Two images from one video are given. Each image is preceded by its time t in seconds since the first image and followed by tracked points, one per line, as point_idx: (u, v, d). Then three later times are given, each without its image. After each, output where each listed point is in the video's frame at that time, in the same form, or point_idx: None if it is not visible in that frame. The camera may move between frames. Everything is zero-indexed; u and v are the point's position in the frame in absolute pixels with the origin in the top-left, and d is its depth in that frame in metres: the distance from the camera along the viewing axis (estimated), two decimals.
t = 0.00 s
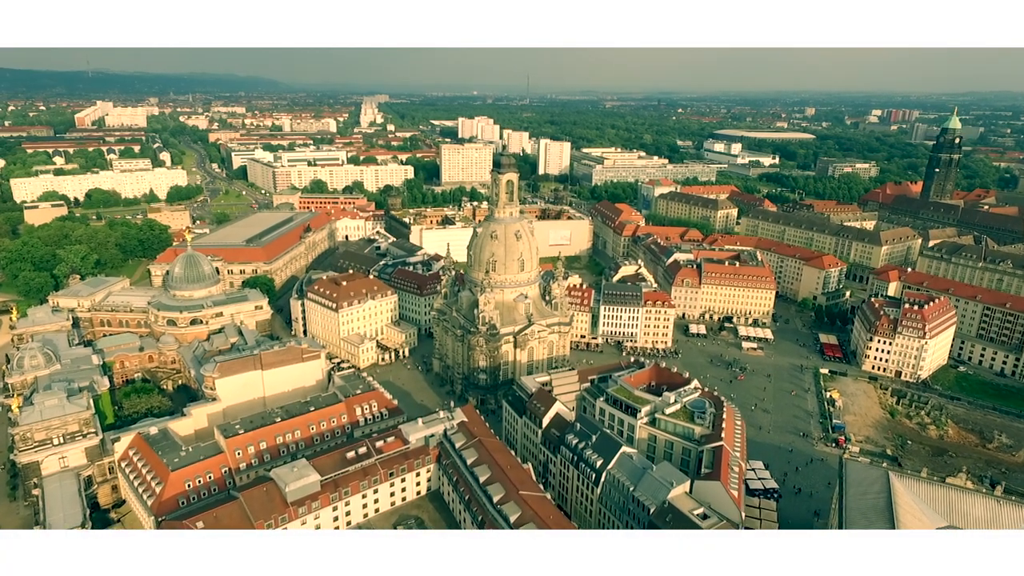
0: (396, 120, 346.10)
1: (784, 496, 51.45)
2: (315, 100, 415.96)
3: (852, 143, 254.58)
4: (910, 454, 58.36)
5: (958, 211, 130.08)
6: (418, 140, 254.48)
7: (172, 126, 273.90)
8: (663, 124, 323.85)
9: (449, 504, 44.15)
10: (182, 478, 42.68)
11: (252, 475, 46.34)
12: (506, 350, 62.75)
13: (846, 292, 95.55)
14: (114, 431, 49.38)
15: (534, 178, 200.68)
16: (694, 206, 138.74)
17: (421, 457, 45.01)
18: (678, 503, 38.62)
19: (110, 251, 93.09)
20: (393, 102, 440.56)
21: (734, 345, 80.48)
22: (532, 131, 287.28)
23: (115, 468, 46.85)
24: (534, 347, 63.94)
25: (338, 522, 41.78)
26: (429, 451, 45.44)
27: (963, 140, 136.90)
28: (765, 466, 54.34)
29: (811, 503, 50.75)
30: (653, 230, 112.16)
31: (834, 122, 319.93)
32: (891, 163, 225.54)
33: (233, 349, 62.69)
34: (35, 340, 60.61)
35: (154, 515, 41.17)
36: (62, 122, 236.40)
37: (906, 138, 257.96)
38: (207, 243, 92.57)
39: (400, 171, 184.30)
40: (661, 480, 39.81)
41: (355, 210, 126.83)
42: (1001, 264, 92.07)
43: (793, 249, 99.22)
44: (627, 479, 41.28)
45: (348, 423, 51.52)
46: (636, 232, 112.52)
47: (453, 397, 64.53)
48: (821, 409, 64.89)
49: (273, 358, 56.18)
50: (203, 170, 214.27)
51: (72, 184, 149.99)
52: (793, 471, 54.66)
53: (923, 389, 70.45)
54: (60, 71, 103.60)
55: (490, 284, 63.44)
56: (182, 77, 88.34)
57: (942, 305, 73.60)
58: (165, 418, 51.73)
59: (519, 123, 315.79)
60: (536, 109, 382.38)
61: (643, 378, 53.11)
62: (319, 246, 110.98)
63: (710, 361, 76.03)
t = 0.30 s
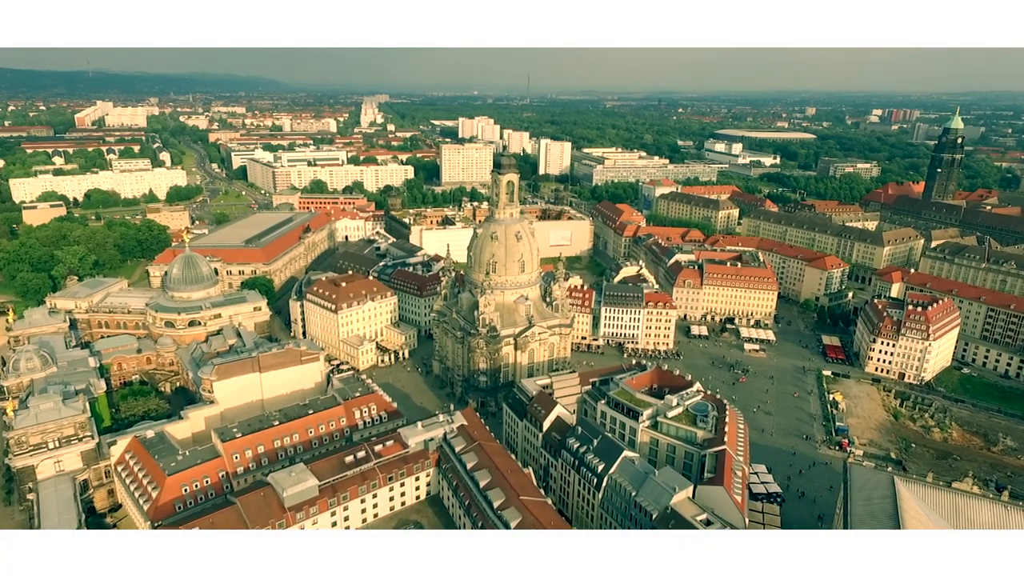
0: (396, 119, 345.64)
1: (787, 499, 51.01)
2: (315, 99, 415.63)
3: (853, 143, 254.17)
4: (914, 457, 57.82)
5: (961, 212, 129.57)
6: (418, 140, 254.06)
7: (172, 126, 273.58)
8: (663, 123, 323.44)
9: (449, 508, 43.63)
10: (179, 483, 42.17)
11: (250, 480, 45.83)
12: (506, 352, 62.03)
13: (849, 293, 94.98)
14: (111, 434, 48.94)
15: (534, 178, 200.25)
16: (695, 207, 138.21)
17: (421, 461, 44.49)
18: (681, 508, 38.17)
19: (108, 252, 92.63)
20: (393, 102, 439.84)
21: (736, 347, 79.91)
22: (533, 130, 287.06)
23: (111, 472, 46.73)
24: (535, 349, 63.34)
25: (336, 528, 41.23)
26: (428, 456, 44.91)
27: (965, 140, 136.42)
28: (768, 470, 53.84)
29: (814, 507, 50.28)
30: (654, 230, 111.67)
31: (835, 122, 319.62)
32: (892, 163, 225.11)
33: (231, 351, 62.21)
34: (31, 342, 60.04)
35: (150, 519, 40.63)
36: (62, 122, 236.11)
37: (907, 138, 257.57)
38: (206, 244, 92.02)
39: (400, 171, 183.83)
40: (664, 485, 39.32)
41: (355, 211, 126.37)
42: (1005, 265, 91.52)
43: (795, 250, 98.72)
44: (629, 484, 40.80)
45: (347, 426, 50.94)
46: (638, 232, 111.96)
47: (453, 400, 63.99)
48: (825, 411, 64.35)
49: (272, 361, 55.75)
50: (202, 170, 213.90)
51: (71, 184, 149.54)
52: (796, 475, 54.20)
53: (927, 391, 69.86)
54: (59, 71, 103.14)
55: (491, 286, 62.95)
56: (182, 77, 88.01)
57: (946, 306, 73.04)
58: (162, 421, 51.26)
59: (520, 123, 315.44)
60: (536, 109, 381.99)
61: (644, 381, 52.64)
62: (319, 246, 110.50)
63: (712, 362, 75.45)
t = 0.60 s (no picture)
0: (396, 119, 344.91)
1: (790, 502, 50.51)
2: (315, 98, 414.88)
3: (855, 142, 253.36)
4: (919, 460, 57.24)
5: (964, 211, 128.93)
6: (418, 140, 253.31)
7: (172, 125, 273.02)
8: (664, 123, 322.59)
9: (448, 512, 43.11)
10: (175, 487, 41.66)
11: (247, 483, 45.31)
12: (506, 353, 61.45)
13: (851, 293, 94.40)
14: (107, 437, 48.37)
15: (535, 177, 199.63)
16: (696, 206, 137.62)
17: (420, 464, 43.93)
18: (683, 513, 37.61)
19: (107, 252, 92.10)
20: (393, 101, 438.82)
21: (738, 347, 79.35)
22: (533, 130, 286.34)
23: (107, 475, 46.07)
24: (535, 351, 62.76)
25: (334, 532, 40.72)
26: (427, 459, 44.36)
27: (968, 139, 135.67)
28: (771, 473, 53.34)
29: (818, 510, 49.77)
30: (655, 230, 111.14)
31: (836, 121, 318.87)
32: (894, 162, 224.34)
33: (230, 352, 61.81)
34: (27, 343, 59.56)
35: (146, 524, 40.15)
36: (61, 122, 235.56)
37: (909, 137, 256.70)
38: (204, 244, 91.46)
39: (400, 171, 183.20)
40: (666, 490, 38.68)
41: (355, 210, 125.85)
42: (1008, 265, 90.91)
43: (798, 250, 98.13)
44: (631, 488, 40.22)
45: (346, 429, 50.42)
46: (639, 232, 111.40)
47: (452, 401, 63.44)
48: (827, 413, 63.82)
49: (270, 362, 55.22)
50: (202, 170, 213.38)
51: (70, 183, 148.95)
52: (800, 478, 53.72)
53: (931, 392, 69.32)
54: (57, 70, 102.63)
55: (491, 286, 62.38)
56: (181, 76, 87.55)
57: (950, 307, 72.48)
58: (159, 423, 50.61)
59: (521, 122, 314.80)
60: (537, 108, 381.14)
61: (646, 383, 52.16)
62: (318, 246, 109.99)
63: (714, 363, 74.92)
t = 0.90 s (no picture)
0: (397, 116, 344.19)
1: (792, 504, 50.03)
2: (315, 95, 413.95)
3: (856, 140, 252.46)
4: (923, 461, 56.70)
5: (966, 209, 128.31)
6: (418, 137, 252.79)
7: (172, 123, 272.39)
8: (665, 120, 321.80)
9: (448, 515, 42.65)
10: (172, 489, 41.18)
11: (245, 485, 44.85)
12: (507, 353, 60.94)
13: (854, 292, 93.85)
14: (104, 438, 47.88)
15: (535, 175, 199.00)
16: (698, 204, 136.97)
17: (419, 466, 43.43)
18: (686, 516, 37.03)
19: (105, 250, 91.56)
20: (394, 98, 437.80)
21: (740, 347, 78.82)
22: (534, 127, 285.46)
23: (103, 477, 45.52)
24: (536, 350, 62.22)
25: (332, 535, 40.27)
26: (427, 461, 43.85)
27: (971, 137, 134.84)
28: (774, 474, 52.86)
29: (822, 512, 49.30)
30: (656, 228, 110.58)
31: (837, 118, 318.01)
32: (896, 159, 223.66)
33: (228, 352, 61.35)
34: (23, 343, 59.08)
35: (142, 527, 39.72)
36: (61, 119, 235.09)
37: (910, 135, 255.87)
38: (203, 243, 90.89)
39: (401, 168, 182.57)
40: (668, 493, 38.18)
41: (354, 208, 125.30)
42: (1012, 263, 90.35)
43: (800, 248, 97.55)
44: (633, 491, 39.74)
45: (345, 430, 49.93)
46: (640, 230, 110.84)
47: (452, 401, 62.97)
48: (830, 413, 63.30)
49: (268, 363, 54.72)
50: (202, 167, 212.82)
51: (69, 181, 148.38)
52: (803, 479, 53.22)
53: (934, 392, 68.76)
54: (56, 67, 102.18)
55: (491, 286, 61.83)
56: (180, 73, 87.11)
57: (954, 306, 71.89)
58: (156, 424, 50.08)
59: (521, 119, 313.96)
60: (538, 104, 380.37)
61: (648, 384, 51.67)
62: (318, 245, 109.48)
63: (715, 363, 74.41)
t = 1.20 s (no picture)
0: (396, 113, 343.20)
1: (795, 505, 49.57)
2: (315, 93, 412.66)
3: (857, 137, 251.68)
4: (927, 462, 56.18)
5: (969, 207, 127.79)
6: (418, 134, 251.90)
7: (171, 120, 271.52)
8: (665, 117, 320.86)
9: (448, 518, 42.19)
10: (168, 492, 40.71)
11: (242, 488, 44.34)
12: (507, 353, 60.43)
13: (856, 290, 93.32)
14: (100, 439, 47.41)
15: (535, 172, 198.35)
16: (698, 202, 136.30)
17: (418, 469, 42.96)
18: (689, 520, 36.51)
19: (102, 249, 91.00)
20: (394, 96, 436.34)
21: (741, 346, 78.30)
22: (534, 124, 284.60)
23: (99, 479, 45.15)
24: (536, 350, 61.69)
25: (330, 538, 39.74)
26: (426, 463, 43.36)
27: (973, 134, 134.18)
28: (777, 475, 52.34)
29: (826, 515, 48.71)
30: (657, 226, 109.97)
31: (838, 115, 317.31)
32: (897, 156, 223.00)
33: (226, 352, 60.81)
34: (19, 344, 58.59)
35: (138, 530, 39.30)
36: (60, 117, 234.23)
37: (911, 132, 255.22)
38: (200, 242, 90.30)
39: (400, 166, 181.88)
40: (671, 496, 37.72)
41: (354, 206, 124.71)
42: (1015, 262, 89.75)
43: (802, 246, 96.96)
44: (635, 494, 39.24)
45: (343, 431, 49.44)
46: (641, 228, 110.21)
47: (452, 401, 62.45)
48: (833, 413, 62.80)
49: (266, 363, 54.18)
50: (201, 165, 212.18)
51: (67, 179, 147.75)
52: (806, 480, 52.71)
53: (937, 392, 68.25)
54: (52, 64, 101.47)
55: (491, 285, 61.26)
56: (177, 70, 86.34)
57: (958, 305, 71.33)
58: (153, 425, 49.58)
59: (522, 116, 313.03)
60: (538, 102, 379.28)
61: (650, 384, 51.17)
62: (317, 243, 108.86)
63: (717, 362, 73.88)
